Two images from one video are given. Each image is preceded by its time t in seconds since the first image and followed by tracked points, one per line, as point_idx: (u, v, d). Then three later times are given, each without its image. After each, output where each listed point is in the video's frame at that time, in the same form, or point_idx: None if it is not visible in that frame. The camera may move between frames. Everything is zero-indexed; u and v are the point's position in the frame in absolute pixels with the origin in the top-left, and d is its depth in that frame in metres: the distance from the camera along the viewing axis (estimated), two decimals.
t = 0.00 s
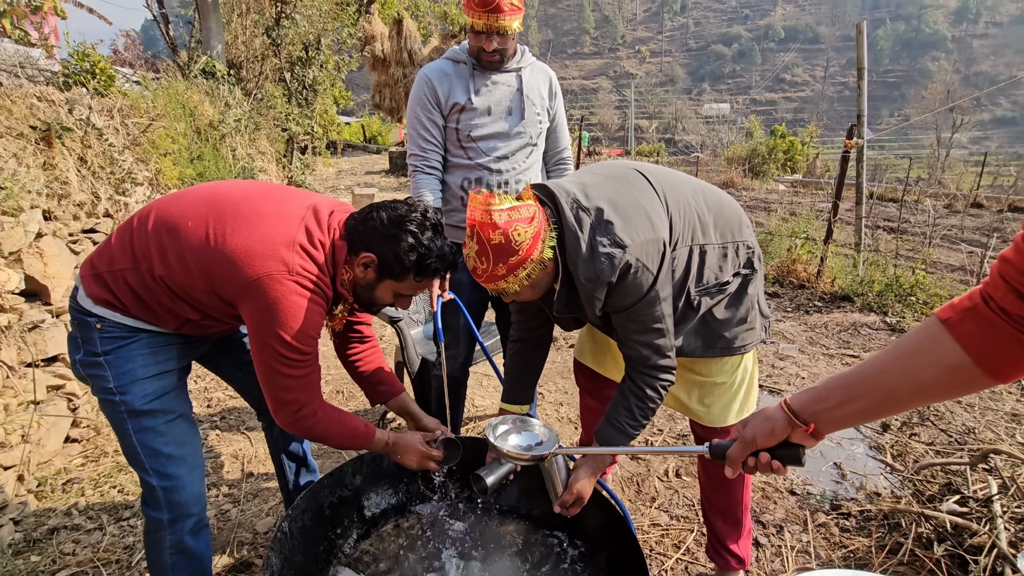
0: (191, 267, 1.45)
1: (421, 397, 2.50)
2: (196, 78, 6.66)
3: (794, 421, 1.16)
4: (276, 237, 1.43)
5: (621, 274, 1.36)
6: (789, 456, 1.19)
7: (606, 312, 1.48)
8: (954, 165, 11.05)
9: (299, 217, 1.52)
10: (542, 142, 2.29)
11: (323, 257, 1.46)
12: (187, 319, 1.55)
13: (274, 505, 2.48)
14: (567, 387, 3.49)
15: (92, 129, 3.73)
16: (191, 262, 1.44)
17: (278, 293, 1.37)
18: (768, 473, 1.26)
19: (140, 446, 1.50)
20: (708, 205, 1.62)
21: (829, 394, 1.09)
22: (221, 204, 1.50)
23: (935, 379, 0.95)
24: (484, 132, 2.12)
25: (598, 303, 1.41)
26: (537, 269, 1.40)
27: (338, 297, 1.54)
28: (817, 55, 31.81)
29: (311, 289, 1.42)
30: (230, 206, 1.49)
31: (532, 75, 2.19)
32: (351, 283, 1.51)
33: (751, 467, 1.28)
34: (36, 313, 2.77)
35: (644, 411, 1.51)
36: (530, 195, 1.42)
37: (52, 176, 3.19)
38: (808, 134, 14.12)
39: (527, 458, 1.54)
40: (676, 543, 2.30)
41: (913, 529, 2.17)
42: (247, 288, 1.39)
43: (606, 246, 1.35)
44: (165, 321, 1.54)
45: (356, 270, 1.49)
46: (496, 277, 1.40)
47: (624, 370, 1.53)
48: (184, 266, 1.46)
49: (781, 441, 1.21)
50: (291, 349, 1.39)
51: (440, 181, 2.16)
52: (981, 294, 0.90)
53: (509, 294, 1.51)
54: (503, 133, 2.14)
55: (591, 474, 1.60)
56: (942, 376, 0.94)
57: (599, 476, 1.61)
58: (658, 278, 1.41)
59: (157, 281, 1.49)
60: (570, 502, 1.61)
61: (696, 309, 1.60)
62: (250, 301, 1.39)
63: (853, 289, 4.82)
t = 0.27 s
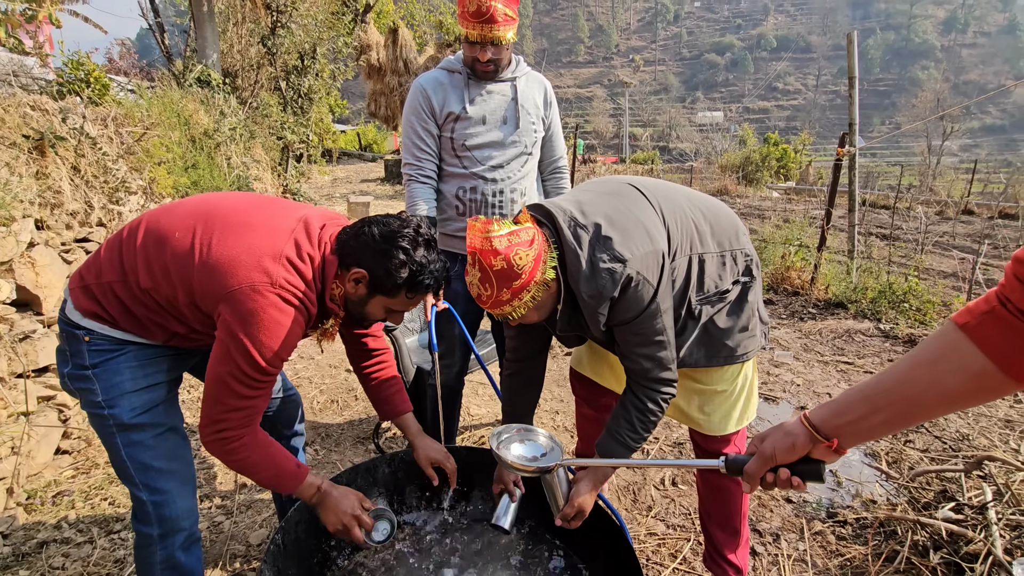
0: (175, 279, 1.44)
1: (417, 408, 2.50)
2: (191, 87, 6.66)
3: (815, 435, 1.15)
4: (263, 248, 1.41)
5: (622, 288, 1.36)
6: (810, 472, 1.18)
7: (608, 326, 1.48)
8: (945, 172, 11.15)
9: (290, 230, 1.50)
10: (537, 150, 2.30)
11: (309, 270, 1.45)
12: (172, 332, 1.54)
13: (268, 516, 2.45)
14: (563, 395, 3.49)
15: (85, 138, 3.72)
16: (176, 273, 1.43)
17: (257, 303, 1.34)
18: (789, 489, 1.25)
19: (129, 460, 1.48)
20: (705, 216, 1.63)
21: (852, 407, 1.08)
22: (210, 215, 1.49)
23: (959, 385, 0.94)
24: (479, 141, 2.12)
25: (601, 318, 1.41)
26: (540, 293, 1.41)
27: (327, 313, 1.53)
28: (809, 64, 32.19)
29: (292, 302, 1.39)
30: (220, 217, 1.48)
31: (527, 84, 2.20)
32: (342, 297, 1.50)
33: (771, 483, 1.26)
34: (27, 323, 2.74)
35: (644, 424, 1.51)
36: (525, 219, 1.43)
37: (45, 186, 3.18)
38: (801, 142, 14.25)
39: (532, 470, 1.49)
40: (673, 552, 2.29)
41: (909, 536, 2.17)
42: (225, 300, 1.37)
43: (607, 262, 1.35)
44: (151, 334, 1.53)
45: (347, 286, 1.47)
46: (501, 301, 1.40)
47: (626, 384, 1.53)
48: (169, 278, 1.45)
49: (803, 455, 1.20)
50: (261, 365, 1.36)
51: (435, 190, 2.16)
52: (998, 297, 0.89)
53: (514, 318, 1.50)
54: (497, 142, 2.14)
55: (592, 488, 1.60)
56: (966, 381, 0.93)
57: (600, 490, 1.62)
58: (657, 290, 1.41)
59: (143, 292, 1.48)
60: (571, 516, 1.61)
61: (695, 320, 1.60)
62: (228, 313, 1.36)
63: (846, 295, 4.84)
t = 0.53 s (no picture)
0: (151, 291, 1.38)
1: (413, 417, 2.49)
2: (185, 96, 6.67)
3: (870, 460, 1.06)
4: (241, 271, 1.32)
5: (621, 305, 1.36)
6: (865, 498, 1.08)
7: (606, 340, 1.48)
8: (935, 180, 11.28)
9: (280, 258, 1.43)
10: (531, 159, 2.30)
11: (288, 303, 1.35)
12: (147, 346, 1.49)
13: (259, 528, 2.42)
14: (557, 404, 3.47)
15: (77, 147, 3.71)
16: (153, 286, 1.38)
17: (220, 327, 1.24)
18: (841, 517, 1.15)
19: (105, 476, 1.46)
20: (706, 227, 1.63)
21: (904, 426, 1.00)
22: (201, 233, 1.43)
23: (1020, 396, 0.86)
24: (472, 150, 2.13)
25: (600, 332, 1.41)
26: (547, 301, 1.40)
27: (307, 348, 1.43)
28: (800, 74, 32.60)
29: (259, 333, 1.29)
30: (211, 237, 1.43)
31: (520, 93, 2.21)
32: (325, 336, 1.40)
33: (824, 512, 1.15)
34: (15, 333, 2.72)
35: (636, 440, 1.51)
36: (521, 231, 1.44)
37: (35, 194, 3.16)
38: (793, 150, 14.38)
39: (547, 492, 1.44)
40: (668, 562, 2.28)
41: (904, 544, 2.17)
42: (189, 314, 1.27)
43: (610, 278, 1.35)
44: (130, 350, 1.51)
45: (332, 326, 1.37)
46: (509, 315, 1.38)
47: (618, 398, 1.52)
48: (147, 291, 1.39)
49: (856, 481, 1.10)
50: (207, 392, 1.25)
51: (428, 199, 2.16)
52: None
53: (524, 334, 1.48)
54: (491, 151, 2.15)
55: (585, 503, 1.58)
56: None
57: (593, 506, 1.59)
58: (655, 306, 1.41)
59: (123, 304, 1.44)
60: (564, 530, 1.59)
61: (691, 332, 1.60)
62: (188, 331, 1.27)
63: (839, 302, 4.86)
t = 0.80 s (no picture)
0: (122, 333, 1.34)
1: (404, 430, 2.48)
2: (177, 107, 6.67)
3: (947, 488, 1.00)
4: (215, 325, 1.27)
5: (617, 308, 1.35)
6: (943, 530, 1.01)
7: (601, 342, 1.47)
8: (923, 191, 11.42)
9: (261, 310, 1.37)
10: (522, 171, 2.31)
11: (261, 364, 1.30)
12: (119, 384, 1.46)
13: (248, 544, 2.39)
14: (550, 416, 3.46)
15: (67, 158, 3.70)
16: (126, 329, 1.34)
17: (185, 388, 1.19)
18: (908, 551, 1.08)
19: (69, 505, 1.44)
20: (704, 235, 1.64)
21: (985, 448, 0.96)
22: (184, 277, 1.39)
23: None
24: (463, 162, 2.13)
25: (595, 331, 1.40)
26: (551, 287, 1.38)
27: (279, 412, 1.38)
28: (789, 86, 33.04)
29: (227, 395, 1.24)
30: (192, 280, 1.38)
31: (512, 106, 2.22)
32: (299, 401, 1.34)
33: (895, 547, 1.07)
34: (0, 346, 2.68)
35: (628, 446, 1.51)
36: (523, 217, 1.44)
37: (23, 206, 3.14)
38: (783, 161, 14.54)
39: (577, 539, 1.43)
40: None
41: (898, 555, 2.15)
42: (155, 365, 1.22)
43: (614, 275, 1.35)
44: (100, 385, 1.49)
45: (305, 395, 1.32)
46: (513, 298, 1.35)
47: (611, 401, 1.52)
48: (121, 333, 1.36)
49: (931, 512, 1.03)
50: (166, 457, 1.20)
51: (420, 211, 2.16)
52: None
53: (528, 323, 1.44)
54: (482, 163, 2.15)
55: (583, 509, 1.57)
56: None
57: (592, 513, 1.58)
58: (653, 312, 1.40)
59: (97, 341, 1.41)
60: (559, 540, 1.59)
61: (685, 341, 1.60)
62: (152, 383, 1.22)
63: (831, 312, 4.89)
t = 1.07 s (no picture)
0: (111, 394, 1.32)
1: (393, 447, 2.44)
2: (168, 122, 6.68)
3: (963, 500, 1.01)
4: (205, 399, 1.24)
5: (625, 293, 1.36)
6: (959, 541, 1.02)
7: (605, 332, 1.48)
8: (909, 205, 11.61)
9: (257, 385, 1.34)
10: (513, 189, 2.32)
11: (251, 444, 1.27)
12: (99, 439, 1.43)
13: (234, 567, 2.34)
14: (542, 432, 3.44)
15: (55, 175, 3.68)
16: (115, 391, 1.31)
17: (169, 463, 1.16)
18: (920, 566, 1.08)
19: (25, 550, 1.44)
20: (703, 239, 1.69)
21: (1001, 459, 0.98)
22: (187, 343, 1.37)
23: None
24: (454, 180, 2.14)
25: (603, 315, 1.40)
26: (561, 255, 1.37)
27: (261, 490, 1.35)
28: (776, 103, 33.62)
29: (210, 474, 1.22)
30: (191, 348, 1.36)
31: (502, 124, 2.24)
32: (283, 482, 1.32)
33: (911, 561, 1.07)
34: None
35: (631, 449, 1.50)
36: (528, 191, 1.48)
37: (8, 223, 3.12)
38: (771, 176, 14.74)
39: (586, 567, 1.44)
40: None
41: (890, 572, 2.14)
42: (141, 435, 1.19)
43: (623, 256, 1.37)
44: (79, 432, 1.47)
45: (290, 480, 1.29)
46: (525, 250, 1.31)
47: (615, 397, 1.50)
48: (109, 394, 1.33)
49: (946, 524, 1.04)
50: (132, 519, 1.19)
51: (410, 229, 2.16)
52: None
53: (536, 292, 1.37)
54: (472, 181, 2.16)
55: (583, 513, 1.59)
56: None
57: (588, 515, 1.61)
58: (660, 303, 1.40)
59: (83, 395, 1.39)
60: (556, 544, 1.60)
61: (682, 347, 1.60)
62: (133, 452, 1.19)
63: (820, 326, 4.93)
